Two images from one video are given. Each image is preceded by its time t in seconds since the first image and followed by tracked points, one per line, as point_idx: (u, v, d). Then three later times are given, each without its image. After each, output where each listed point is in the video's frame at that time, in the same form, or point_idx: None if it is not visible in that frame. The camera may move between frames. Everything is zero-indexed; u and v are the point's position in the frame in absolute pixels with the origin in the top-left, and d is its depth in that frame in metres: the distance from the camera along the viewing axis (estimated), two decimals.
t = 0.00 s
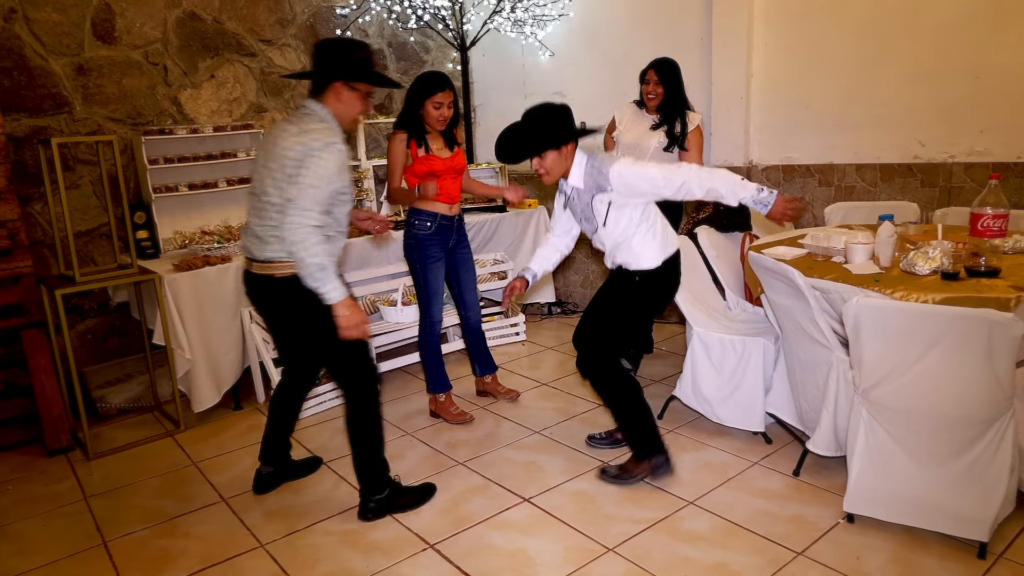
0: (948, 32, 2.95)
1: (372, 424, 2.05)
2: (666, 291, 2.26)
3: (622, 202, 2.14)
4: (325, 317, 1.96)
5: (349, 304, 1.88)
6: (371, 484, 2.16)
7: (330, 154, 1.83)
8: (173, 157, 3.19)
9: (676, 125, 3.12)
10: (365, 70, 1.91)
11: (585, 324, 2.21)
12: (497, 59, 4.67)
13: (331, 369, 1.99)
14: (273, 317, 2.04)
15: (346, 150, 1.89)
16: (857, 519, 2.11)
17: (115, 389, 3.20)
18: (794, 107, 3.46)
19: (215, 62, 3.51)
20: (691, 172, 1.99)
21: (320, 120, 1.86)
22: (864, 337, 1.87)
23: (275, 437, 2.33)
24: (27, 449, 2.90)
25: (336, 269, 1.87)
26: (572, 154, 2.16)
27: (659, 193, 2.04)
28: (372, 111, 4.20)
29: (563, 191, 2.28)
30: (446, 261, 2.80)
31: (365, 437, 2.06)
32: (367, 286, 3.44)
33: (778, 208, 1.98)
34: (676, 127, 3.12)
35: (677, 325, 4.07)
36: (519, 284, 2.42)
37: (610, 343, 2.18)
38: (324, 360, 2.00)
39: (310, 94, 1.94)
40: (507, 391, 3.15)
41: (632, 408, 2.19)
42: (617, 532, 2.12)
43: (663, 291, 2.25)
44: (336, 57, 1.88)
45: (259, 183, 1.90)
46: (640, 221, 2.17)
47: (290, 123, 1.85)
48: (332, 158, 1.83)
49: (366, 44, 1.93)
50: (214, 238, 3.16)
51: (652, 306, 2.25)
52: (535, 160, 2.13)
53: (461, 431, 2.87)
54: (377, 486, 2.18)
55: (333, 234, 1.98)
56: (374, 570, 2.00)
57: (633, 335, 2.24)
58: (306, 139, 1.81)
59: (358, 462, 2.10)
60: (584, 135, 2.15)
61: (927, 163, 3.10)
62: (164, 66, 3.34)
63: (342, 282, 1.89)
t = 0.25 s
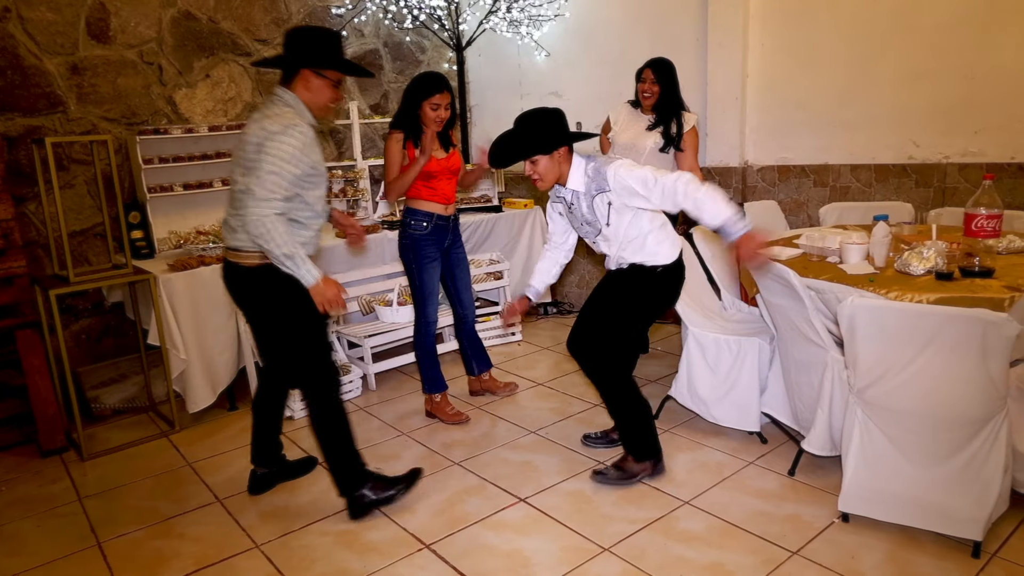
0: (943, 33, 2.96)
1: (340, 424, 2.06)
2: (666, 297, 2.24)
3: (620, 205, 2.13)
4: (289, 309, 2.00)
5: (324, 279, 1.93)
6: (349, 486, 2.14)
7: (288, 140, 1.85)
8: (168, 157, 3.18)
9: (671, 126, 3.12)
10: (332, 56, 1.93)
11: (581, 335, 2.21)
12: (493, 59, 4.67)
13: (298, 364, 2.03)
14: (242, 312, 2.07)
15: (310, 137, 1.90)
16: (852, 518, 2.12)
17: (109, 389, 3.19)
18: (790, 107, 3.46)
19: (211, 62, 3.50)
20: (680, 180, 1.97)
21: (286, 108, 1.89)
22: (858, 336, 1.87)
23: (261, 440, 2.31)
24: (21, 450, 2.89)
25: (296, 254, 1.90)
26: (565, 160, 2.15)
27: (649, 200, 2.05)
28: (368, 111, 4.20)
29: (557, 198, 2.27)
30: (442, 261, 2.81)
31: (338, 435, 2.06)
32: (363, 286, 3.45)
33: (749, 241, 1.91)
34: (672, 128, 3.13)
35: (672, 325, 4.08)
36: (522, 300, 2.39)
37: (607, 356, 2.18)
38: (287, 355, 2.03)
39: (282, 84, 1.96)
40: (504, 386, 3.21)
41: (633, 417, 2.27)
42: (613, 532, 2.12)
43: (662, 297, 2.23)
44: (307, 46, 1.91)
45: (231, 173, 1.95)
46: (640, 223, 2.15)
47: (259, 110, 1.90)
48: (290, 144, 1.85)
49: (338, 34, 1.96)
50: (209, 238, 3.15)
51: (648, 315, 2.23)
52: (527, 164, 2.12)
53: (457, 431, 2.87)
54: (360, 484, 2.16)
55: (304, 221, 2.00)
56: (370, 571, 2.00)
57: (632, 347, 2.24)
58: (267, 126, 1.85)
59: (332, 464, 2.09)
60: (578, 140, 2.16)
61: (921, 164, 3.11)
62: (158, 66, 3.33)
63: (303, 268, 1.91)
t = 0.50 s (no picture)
0: (938, 33, 2.97)
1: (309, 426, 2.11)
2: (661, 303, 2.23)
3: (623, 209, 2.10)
4: (267, 310, 2.00)
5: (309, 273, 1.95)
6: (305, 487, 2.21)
7: (256, 141, 1.86)
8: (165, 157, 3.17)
9: (667, 126, 3.13)
10: (309, 58, 1.93)
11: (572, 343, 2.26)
12: (490, 58, 4.66)
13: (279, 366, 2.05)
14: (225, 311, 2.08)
15: (280, 136, 1.90)
16: (849, 517, 2.12)
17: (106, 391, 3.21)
18: (786, 107, 3.47)
19: (207, 62, 3.49)
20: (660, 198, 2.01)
21: (259, 114, 1.92)
22: (855, 335, 1.87)
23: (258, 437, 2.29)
24: (17, 452, 2.88)
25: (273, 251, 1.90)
26: (567, 161, 2.10)
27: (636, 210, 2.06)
28: (365, 111, 4.19)
29: (562, 200, 2.22)
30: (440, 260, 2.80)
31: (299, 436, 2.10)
32: (360, 286, 3.46)
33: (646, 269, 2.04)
34: (668, 128, 3.13)
35: (670, 324, 4.08)
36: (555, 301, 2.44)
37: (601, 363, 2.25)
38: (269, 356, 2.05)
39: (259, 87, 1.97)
40: (497, 386, 3.21)
41: (632, 413, 2.34)
42: (611, 531, 2.12)
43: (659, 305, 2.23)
44: (281, 47, 1.90)
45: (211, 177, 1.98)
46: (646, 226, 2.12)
47: (235, 117, 1.94)
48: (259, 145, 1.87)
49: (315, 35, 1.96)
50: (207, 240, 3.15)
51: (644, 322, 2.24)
52: (527, 168, 2.09)
53: (455, 431, 2.87)
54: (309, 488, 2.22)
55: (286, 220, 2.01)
56: (368, 571, 1.99)
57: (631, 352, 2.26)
58: (237, 131, 1.88)
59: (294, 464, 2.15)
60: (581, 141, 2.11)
61: (917, 163, 3.12)
62: (155, 66, 3.32)
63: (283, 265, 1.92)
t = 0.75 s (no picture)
0: (936, 31, 2.97)
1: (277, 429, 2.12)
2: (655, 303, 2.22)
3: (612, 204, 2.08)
4: (250, 311, 2.00)
5: (280, 275, 1.96)
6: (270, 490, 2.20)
7: (222, 150, 1.85)
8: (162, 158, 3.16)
9: (666, 126, 3.13)
10: (287, 63, 1.93)
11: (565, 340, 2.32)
12: (487, 58, 4.66)
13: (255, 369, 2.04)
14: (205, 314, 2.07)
15: (249, 144, 1.89)
16: (847, 515, 2.13)
17: (104, 392, 3.18)
18: (784, 106, 3.47)
19: (204, 63, 3.49)
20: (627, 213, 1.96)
21: (233, 121, 1.92)
22: (853, 333, 1.88)
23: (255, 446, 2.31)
24: (15, 453, 2.88)
25: (241, 258, 1.91)
26: (568, 155, 2.07)
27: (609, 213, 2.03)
28: (362, 111, 4.19)
29: (570, 191, 2.22)
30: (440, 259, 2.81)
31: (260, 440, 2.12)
32: (358, 286, 3.48)
33: (563, 262, 1.94)
34: (666, 128, 3.13)
35: (668, 323, 4.08)
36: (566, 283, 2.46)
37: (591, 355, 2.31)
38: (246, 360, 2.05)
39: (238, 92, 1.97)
40: (481, 389, 3.19)
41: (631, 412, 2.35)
42: (610, 530, 2.12)
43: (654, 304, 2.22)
44: (257, 52, 1.89)
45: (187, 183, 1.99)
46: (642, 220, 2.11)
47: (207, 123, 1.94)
48: (225, 154, 1.85)
49: (291, 37, 1.93)
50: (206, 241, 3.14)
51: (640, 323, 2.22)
52: (530, 164, 2.08)
53: (454, 431, 2.87)
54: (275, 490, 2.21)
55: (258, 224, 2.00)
56: (367, 571, 1.99)
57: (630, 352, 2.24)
58: (205, 139, 1.88)
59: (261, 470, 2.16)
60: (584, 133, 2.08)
61: (915, 161, 3.12)
62: (151, 67, 3.32)
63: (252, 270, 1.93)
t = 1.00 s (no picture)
0: (935, 30, 2.97)
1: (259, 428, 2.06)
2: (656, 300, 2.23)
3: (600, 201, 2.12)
4: (235, 305, 2.00)
5: (252, 266, 1.92)
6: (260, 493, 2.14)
7: (198, 136, 1.83)
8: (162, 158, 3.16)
9: (667, 126, 3.15)
10: (273, 47, 1.90)
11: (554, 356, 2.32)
12: (486, 58, 4.66)
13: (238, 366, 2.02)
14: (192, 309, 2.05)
15: (227, 132, 1.86)
16: (847, 514, 2.13)
17: (102, 393, 3.21)
18: (783, 105, 3.47)
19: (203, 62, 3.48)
20: (608, 218, 1.99)
21: (216, 107, 1.90)
22: (852, 333, 1.88)
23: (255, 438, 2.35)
24: (14, 454, 2.88)
25: (211, 246, 1.88)
26: (565, 153, 2.08)
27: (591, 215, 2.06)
28: (361, 111, 4.19)
29: (566, 190, 2.22)
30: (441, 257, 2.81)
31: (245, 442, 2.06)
32: (357, 286, 3.49)
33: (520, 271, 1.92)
34: (667, 127, 3.15)
35: (667, 322, 4.08)
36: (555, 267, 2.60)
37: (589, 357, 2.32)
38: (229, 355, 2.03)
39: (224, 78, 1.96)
40: (474, 389, 3.18)
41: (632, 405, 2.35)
42: (610, 530, 2.12)
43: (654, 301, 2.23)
44: (243, 37, 1.86)
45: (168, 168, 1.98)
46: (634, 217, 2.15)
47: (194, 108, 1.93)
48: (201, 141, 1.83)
49: (277, 23, 1.91)
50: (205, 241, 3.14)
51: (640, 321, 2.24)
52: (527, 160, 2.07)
53: (453, 430, 2.87)
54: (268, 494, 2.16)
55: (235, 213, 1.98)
56: (366, 571, 1.99)
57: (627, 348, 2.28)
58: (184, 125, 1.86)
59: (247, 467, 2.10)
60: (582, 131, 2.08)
61: (913, 160, 3.12)
62: (150, 66, 3.31)
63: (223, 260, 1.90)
